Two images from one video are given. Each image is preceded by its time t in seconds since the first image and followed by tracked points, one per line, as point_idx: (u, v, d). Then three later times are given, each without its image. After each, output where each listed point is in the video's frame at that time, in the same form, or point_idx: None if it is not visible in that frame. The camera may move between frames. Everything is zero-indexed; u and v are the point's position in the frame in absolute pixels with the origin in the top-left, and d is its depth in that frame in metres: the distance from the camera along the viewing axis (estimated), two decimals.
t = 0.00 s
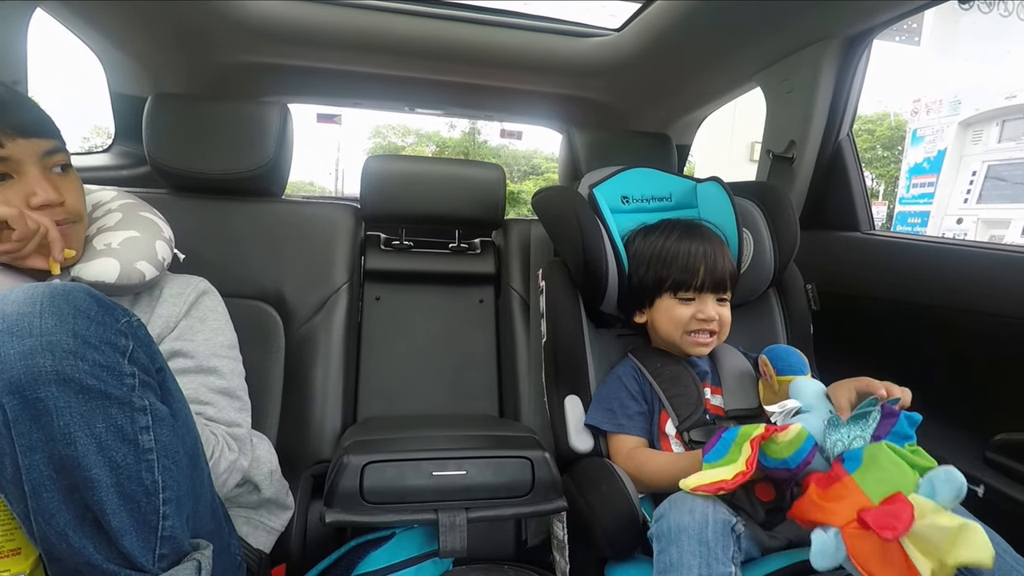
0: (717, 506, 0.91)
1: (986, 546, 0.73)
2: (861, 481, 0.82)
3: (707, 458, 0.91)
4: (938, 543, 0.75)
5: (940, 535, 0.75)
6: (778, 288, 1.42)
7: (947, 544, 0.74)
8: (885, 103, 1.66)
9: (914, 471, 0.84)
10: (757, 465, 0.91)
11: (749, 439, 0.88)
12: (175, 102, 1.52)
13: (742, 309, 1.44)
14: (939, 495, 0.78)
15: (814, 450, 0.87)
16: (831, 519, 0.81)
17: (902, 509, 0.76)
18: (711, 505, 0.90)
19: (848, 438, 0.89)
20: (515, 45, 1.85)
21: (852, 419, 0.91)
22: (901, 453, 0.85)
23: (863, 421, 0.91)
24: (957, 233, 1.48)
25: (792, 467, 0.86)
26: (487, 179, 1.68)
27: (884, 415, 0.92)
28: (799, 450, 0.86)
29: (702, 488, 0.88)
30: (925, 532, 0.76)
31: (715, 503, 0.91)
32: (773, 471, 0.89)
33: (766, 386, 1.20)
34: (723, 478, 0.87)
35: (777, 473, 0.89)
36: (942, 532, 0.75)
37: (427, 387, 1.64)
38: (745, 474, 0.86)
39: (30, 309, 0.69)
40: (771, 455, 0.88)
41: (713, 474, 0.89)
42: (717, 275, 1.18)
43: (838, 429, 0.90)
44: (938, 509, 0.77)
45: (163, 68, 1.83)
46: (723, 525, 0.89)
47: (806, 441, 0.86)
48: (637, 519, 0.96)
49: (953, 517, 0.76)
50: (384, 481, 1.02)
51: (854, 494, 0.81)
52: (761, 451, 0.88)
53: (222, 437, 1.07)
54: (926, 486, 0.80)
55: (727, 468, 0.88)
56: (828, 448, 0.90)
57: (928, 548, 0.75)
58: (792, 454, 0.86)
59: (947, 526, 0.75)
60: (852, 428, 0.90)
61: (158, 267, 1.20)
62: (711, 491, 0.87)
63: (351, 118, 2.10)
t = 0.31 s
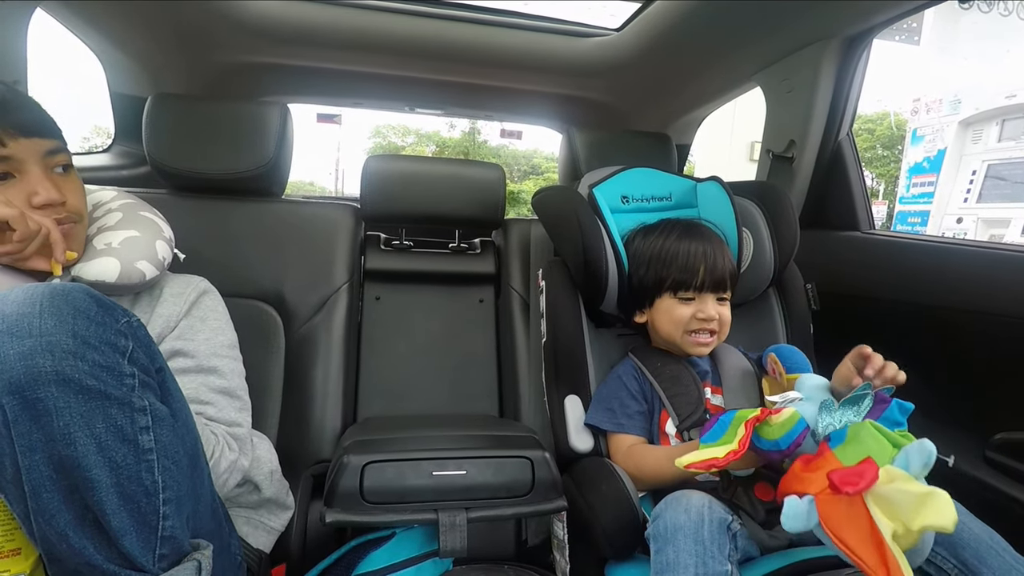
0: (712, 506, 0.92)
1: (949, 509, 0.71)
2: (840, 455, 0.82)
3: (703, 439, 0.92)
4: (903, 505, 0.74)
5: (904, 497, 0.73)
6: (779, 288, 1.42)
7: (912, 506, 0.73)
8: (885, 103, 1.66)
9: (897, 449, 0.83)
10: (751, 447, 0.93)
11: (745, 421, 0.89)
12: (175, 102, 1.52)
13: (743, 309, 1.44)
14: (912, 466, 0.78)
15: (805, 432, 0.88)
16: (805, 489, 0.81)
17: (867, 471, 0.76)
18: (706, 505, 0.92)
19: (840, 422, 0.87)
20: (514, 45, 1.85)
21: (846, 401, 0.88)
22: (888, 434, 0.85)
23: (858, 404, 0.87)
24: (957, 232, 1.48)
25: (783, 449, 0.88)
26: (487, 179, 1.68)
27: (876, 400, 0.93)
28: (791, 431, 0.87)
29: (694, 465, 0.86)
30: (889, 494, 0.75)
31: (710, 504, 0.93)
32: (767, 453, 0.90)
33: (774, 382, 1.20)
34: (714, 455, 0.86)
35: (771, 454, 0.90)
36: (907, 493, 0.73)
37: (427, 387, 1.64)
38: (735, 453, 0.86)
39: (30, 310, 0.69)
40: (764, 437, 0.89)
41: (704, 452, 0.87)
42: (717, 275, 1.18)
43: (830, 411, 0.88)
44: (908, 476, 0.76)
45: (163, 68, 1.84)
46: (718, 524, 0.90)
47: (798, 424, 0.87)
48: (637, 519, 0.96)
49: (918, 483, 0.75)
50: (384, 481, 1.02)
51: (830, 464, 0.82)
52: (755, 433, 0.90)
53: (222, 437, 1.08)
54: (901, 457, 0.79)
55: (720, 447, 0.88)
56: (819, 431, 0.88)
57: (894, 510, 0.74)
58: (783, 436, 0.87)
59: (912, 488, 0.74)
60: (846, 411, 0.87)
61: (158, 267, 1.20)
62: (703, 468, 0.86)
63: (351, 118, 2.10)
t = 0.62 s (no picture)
0: (712, 506, 0.93)
1: (930, 445, 0.72)
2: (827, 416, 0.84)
3: (700, 423, 0.95)
4: (885, 444, 0.75)
5: (887, 438, 0.75)
6: (779, 288, 1.42)
7: (893, 446, 0.74)
8: (886, 103, 1.66)
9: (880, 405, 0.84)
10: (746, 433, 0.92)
11: (740, 404, 0.91)
12: (175, 101, 1.52)
13: (743, 309, 1.44)
14: (895, 415, 0.80)
15: (798, 410, 0.88)
16: (795, 447, 0.83)
17: (849, 418, 0.78)
18: (705, 505, 0.93)
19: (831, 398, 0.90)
20: (515, 45, 1.85)
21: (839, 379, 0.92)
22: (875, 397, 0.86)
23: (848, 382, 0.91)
24: (958, 233, 1.48)
25: (779, 429, 0.87)
26: (487, 179, 1.67)
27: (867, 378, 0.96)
28: (785, 410, 0.87)
29: (692, 444, 0.90)
30: (873, 436, 0.76)
31: (710, 504, 0.93)
32: (761, 435, 0.90)
33: (778, 378, 1.23)
34: (711, 433, 0.89)
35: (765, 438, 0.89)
36: (889, 434, 0.75)
37: (427, 386, 1.64)
38: (731, 432, 0.89)
39: (30, 308, 0.69)
40: (758, 417, 0.90)
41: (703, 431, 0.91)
42: (717, 275, 1.17)
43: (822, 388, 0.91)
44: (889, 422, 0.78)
45: (163, 68, 1.84)
46: (717, 524, 0.91)
47: (791, 403, 0.87)
48: (637, 519, 0.95)
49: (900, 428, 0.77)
50: (384, 481, 1.01)
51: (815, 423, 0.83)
52: (749, 414, 0.91)
53: (222, 436, 1.08)
54: (883, 410, 0.81)
55: (716, 427, 0.91)
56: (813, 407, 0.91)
57: (876, 451, 0.75)
58: (777, 415, 0.87)
59: (895, 430, 0.75)
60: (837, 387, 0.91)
61: (159, 266, 1.20)
62: (700, 446, 0.90)
63: (351, 117, 2.10)
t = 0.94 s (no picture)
0: (712, 506, 0.93)
1: (903, 430, 0.74)
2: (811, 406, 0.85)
3: (695, 417, 0.95)
4: (860, 429, 0.76)
5: (864, 422, 0.76)
6: (781, 288, 1.42)
7: (868, 430, 0.75)
8: (888, 104, 1.66)
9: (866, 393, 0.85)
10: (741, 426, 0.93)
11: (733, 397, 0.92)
12: (177, 98, 1.52)
13: (745, 309, 1.44)
14: (874, 403, 0.81)
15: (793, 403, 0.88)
16: (778, 436, 0.85)
17: (824, 402, 0.79)
18: (705, 505, 0.93)
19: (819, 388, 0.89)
20: (516, 43, 1.84)
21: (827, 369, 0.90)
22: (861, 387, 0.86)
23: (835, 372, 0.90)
24: (960, 234, 1.48)
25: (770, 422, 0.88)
26: (489, 177, 1.67)
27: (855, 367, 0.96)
28: (777, 404, 0.87)
29: (684, 435, 0.89)
30: (849, 422, 0.77)
31: (710, 504, 0.94)
32: (755, 428, 0.90)
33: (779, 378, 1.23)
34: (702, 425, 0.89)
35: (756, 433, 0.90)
36: (864, 419, 0.76)
37: (427, 384, 1.64)
38: (723, 423, 0.88)
39: (31, 304, 0.69)
40: (751, 411, 0.90)
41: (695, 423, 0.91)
42: (719, 276, 1.17)
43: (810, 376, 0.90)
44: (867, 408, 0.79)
45: (165, 64, 1.83)
46: (717, 524, 0.91)
47: (785, 397, 0.87)
48: (638, 519, 0.95)
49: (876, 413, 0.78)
50: (385, 479, 1.01)
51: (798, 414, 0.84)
52: (742, 408, 0.91)
53: (223, 434, 1.08)
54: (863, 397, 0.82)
55: (710, 420, 0.91)
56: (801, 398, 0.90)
57: (851, 436, 0.76)
58: (769, 409, 0.87)
59: (871, 415, 0.77)
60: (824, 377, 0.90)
61: (160, 263, 1.20)
62: (692, 437, 0.89)
63: (353, 115, 2.09)
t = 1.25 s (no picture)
0: (714, 505, 0.94)
1: (896, 425, 0.74)
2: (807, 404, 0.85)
3: (695, 416, 0.95)
4: (853, 425, 0.76)
5: (857, 418, 0.76)
6: (782, 288, 1.42)
7: (861, 426, 0.76)
8: (889, 103, 1.66)
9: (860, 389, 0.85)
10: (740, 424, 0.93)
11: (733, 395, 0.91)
12: (177, 97, 1.52)
13: (746, 308, 1.44)
14: (868, 399, 0.82)
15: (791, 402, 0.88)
16: (774, 434, 0.86)
17: (817, 398, 0.80)
18: (706, 504, 0.93)
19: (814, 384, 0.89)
20: (517, 42, 1.84)
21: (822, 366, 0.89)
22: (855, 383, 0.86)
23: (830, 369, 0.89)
24: (961, 234, 1.48)
25: (770, 421, 0.88)
26: (490, 176, 1.67)
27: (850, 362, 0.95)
28: (776, 402, 0.87)
29: (685, 433, 0.89)
30: (842, 418, 0.77)
31: (712, 503, 0.94)
32: (754, 427, 0.90)
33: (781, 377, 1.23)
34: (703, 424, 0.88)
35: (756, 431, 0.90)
36: (857, 414, 0.77)
37: (427, 384, 1.64)
38: (723, 422, 0.88)
39: (32, 303, 0.69)
40: (751, 410, 0.89)
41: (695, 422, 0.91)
42: (720, 276, 1.17)
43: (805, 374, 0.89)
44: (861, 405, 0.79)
45: (166, 63, 1.83)
46: (718, 523, 0.91)
47: (784, 395, 0.87)
48: (638, 518, 0.95)
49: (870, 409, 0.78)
50: (385, 478, 1.01)
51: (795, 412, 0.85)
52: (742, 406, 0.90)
53: (223, 432, 1.08)
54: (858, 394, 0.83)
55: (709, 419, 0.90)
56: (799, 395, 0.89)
57: (845, 432, 0.77)
58: (768, 407, 0.87)
59: (864, 411, 0.77)
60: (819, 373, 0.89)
61: (160, 262, 1.19)
62: (692, 437, 0.88)
63: (354, 113, 2.10)
